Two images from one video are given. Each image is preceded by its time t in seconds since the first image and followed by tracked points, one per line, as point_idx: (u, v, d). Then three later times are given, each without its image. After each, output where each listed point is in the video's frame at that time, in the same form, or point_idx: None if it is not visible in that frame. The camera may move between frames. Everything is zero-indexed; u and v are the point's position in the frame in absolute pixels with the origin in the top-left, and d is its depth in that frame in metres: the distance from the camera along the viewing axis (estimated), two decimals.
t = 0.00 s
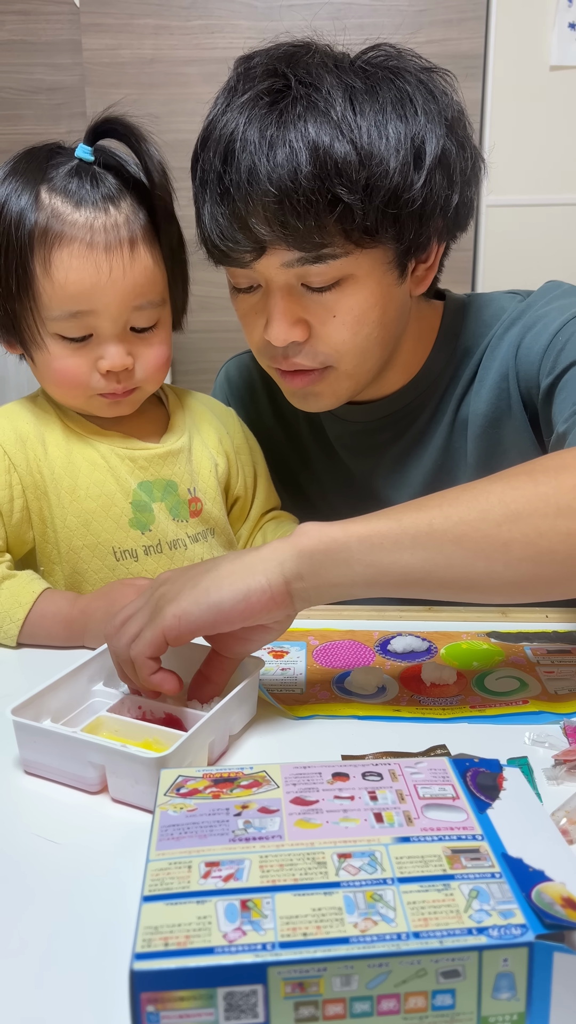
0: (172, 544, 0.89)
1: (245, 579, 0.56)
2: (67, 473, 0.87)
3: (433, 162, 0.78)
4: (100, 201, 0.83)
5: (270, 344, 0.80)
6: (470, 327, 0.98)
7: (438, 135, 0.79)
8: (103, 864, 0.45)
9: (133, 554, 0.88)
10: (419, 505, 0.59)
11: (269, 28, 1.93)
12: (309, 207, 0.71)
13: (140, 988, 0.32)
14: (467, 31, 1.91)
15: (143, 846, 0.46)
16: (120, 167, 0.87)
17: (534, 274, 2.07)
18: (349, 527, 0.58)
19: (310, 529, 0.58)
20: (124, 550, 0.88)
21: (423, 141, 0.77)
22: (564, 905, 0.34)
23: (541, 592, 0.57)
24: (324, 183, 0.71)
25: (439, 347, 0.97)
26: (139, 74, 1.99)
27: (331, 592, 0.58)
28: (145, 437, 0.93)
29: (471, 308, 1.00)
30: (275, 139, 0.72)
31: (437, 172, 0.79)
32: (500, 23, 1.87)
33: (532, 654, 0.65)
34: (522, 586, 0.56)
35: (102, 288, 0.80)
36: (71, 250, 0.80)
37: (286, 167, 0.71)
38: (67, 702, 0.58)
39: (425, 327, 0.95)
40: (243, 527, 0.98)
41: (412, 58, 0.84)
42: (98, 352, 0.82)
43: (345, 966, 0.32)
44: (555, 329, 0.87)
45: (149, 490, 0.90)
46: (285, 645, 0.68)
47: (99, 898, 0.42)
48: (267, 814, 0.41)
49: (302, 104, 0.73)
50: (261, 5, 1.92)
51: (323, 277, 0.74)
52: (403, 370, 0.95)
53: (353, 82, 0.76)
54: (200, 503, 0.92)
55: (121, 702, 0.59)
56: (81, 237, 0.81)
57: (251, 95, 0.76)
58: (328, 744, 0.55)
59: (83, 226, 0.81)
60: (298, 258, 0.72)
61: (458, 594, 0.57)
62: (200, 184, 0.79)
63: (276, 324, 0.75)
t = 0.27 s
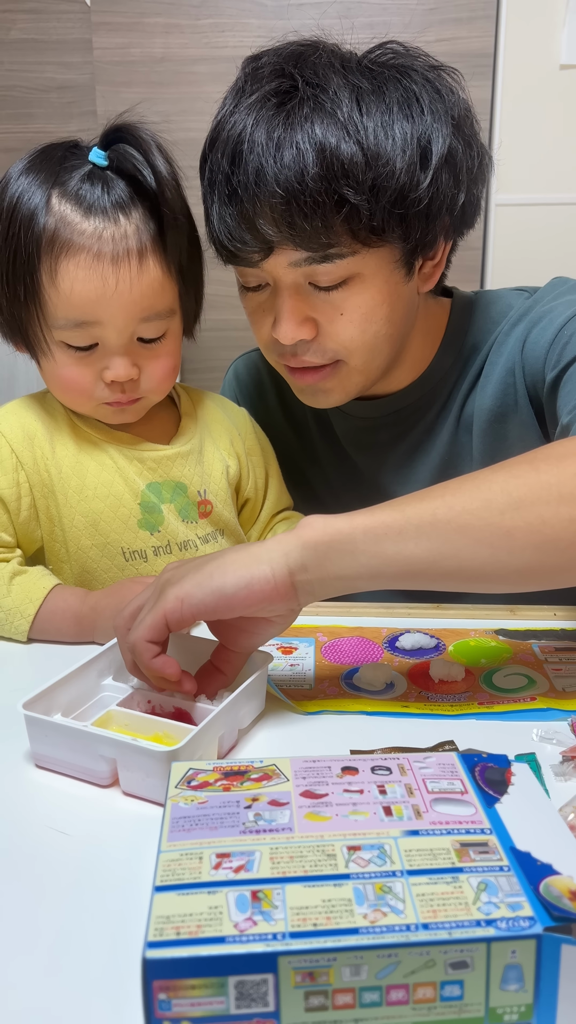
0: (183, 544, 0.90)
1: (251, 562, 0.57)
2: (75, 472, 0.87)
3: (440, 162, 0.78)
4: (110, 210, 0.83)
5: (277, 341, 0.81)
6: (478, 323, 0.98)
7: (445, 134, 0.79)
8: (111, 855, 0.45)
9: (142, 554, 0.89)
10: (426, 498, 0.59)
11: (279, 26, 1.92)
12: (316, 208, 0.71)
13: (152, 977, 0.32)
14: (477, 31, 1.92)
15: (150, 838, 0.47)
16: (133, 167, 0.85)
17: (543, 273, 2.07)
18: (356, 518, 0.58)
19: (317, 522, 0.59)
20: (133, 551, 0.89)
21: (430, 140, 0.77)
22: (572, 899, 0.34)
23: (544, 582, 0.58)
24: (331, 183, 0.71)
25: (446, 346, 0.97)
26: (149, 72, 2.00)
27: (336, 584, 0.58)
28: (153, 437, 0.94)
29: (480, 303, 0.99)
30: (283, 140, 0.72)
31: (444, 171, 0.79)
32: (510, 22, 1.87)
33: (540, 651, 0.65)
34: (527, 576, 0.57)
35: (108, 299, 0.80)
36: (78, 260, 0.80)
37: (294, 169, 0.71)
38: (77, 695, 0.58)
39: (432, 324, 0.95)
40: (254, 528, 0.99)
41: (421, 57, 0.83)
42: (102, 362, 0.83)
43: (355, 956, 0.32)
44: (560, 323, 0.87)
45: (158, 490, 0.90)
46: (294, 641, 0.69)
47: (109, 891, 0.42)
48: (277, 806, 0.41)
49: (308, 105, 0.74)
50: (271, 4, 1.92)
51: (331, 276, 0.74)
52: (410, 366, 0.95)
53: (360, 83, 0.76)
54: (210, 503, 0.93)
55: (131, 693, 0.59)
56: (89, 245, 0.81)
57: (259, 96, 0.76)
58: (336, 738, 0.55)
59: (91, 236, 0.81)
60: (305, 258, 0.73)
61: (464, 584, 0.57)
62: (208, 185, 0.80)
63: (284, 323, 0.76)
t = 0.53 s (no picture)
0: (192, 542, 0.90)
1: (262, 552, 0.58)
2: (83, 470, 0.88)
3: (448, 163, 0.78)
4: (122, 209, 0.83)
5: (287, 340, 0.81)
6: (487, 323, 0.98)
7: (453, 135, 0.79)
8: (125, 854, 0.46)
9: (151, 552, 0.89)
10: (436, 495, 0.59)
11: (287, 26, 1.93)
12: (325, 210, 0.72)
13: (169, 966, 0.33)
14: (485, 31, 1.92)
15: (163, 837, 0.47)
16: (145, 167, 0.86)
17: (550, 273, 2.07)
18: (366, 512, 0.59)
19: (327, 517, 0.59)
20: (142, 548, 0.89)
21: (438, 141, 0.78)
22: None
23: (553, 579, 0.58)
24: (339, 185, 0.72)
25: (454, 345, 0.97)
26: (157, 72, 2.00)
27: (345, 578, 0.58)
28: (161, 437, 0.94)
29: (488, 304, 1.00)
30: (293, 142, 0.73)
31: (452, 171, 0.79)
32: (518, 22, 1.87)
33: (548, 650, 0.66)
34: (536, 573, 0.57)
35: (120, 298, 0.81)
36: (90, 259, 0.81)
37: (303, 171, 0.72)
38: (89, 702, 0.58)
39: (438, 324, 0.96)
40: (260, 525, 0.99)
41: (429, 59, 0.84)
42: (113, 361, 0.83)
43: (369, 948, 0.33)
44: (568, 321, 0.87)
45: (166, 489, 0.91)
46: (304, 639, 0.69)
47: (123, 890, 0.43)
48: (291, 800, 0.42)
49: (317, 107, 0.74)
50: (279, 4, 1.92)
51: (341, 276, 0.75)
52: (417, 363, 0.96)
53: (369, 85, 0.77)
54: (218, 502, 0.93)
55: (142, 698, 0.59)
56: (101, 245, 0.81)
57: (269, 98, 0.77)
58: (346, 735, 0.56)
59: (104, 235, 0.82)
60: (315, 258, 0.73)
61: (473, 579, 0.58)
62: (219, 187, 0.80)
63: (293, 323, 0.76)
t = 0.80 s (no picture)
0: (189, 536, 0.91)
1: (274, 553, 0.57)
2: (80, 466, 0.88)
3: (446, 159, 0.78)
4: (117, 204, 0.84)
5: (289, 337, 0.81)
6: (491, 321, 0.98)
7: (451, 132, 0.79)
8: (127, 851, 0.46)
9: (150, 546, 0.89)
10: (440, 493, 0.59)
11: (292, 24, 1.93)
12: (323, 208, 0.72)
13: (173, 960, 0.33)
14: (490, 29, 1.92)
15: (166, 834, 0.47)
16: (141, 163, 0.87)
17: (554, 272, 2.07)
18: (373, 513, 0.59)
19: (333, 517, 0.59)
20: (141, 543, 0.89)
21: (436, 139, 0.78)
22: None
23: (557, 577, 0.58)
24: (336, 184, 0.72)
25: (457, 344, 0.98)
26: (162, 69, 2.01)
27: (357, 579, 0.58)
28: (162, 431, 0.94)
29: (491, 302, 1.00)
30: (290, 142, 0.73)
31: (450, 168, 0.79)
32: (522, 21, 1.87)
33: (551, 648, 0.66)
34: (540, 570, 0.57)
35: (116, 292, 0.81)
36: (86, 253, 0.81)
37: (301, 171, 0.72)
38: (91, 698, 0.58)
39: (442, 323, 0.96)
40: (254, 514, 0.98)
41: (428, 56, 0.84)
42: (109, 355, 0.83)
43: (373, 943, 0.33)
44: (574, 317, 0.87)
45: (162, 482, 0.91)
46: (307, 636, 0.69)
47: (125, 886, 0.43)
48: (294, 797, 0.42)
49: (315, 106, 0.74)
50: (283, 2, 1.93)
51: (342, 272, 0.75)
52: (421, 361, 0.96)
53: (366, 83, 0.77)
54: (214, 495, 0.93)
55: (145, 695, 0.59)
56: (97, 239, 0.81)
57: (266, 99, 0.77)
58: (351, 732, 0.56)
59: (99, 228, 0.82)
60: (315, 256, 0.73)
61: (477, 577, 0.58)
62: (219, 187, 0.80)
63: (295, 321, 0.77)
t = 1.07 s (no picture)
0: (182, 530, 0.91)
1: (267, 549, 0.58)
2: (74, 462, 0.88)
3: (445, 154, 0.78)
4: (105, 200, 0.83)
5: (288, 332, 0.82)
6: (490, 317, 0.98)
7: (450, 127, 0.79)
8: (129, 849, 0.45)
9: (144, 540, 0.90)
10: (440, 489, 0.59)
11: (293, 21, 1.93)
12: (321, 202, 0.71)
13: (174, 958, 0.33)
14: (492, 26, 1.91)
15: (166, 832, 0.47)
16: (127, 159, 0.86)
17: (557, 270, 2.06)
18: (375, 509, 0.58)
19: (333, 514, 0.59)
20: (135, 537, 0.90)
21: (435, 134, 0.77)
22: None
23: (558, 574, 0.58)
24: (335, 178, 0.71)
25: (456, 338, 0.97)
26: (163, 65, 2.00)
27: (351, 575, 0.58)
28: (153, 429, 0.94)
29: (492, 298, 1.00)
30: (289, 137, 0.73)
31: (448, 163, 0.79)
32: (525, 18, 1.87)
33: (552, 646, 0.66)
34: (541, 567, 0.57)
35: (103, 287, 0.80)
36: (74, 248, 0.81)
37: (299, 166, 0.71)
38: (92, 699, 0.57)
39: (442, 320, 0.96)
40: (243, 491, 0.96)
41: (427, 52, 0.84)
42: (99, 348, 0.83)
43: (374, 940, 0.33)
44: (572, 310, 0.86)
45: (152, 477, 0.91)
46: (307, 633, 0.69)
47: (126, 884, 0.43)
48: (295, 794, 0.42)
49: (314, 101, 0.74)
50: None
51: (339, 267, 0.75)
52: (419, 358, 0.96)
53: (365, 78, 0.76)
54: (206, 489, 0.93)
55: (146, 695, 0.59)
56: (84, 234, 0.81)
57: (265, 94, 0.77)
58: (351, 729, 0.56)
59: (87, 224, 0.82)
60: (313, 250, 0.73)
61: (477, 573, 0.58)
62: (218, 182, 0.80)
63: (294, 316, 0.77)
